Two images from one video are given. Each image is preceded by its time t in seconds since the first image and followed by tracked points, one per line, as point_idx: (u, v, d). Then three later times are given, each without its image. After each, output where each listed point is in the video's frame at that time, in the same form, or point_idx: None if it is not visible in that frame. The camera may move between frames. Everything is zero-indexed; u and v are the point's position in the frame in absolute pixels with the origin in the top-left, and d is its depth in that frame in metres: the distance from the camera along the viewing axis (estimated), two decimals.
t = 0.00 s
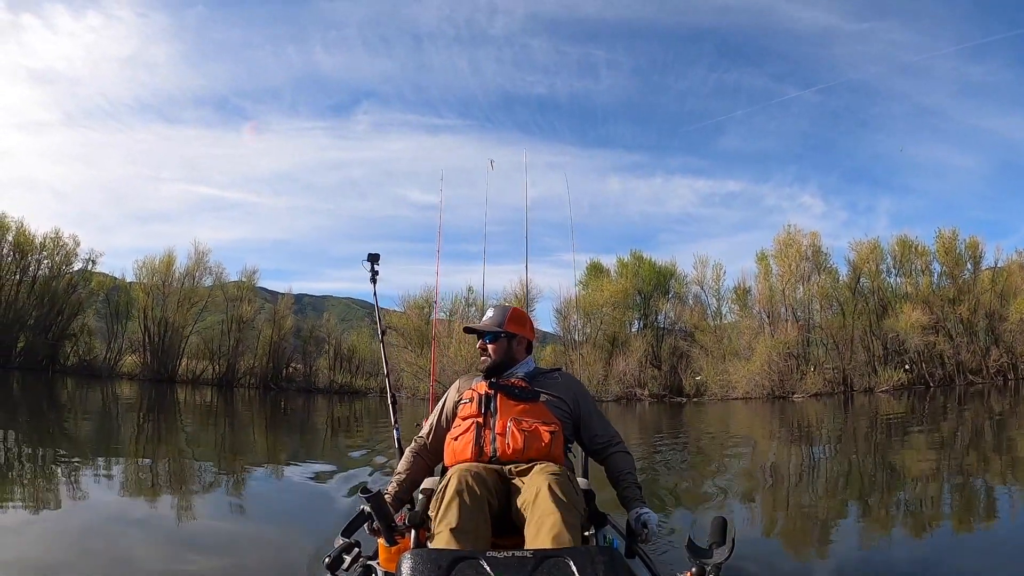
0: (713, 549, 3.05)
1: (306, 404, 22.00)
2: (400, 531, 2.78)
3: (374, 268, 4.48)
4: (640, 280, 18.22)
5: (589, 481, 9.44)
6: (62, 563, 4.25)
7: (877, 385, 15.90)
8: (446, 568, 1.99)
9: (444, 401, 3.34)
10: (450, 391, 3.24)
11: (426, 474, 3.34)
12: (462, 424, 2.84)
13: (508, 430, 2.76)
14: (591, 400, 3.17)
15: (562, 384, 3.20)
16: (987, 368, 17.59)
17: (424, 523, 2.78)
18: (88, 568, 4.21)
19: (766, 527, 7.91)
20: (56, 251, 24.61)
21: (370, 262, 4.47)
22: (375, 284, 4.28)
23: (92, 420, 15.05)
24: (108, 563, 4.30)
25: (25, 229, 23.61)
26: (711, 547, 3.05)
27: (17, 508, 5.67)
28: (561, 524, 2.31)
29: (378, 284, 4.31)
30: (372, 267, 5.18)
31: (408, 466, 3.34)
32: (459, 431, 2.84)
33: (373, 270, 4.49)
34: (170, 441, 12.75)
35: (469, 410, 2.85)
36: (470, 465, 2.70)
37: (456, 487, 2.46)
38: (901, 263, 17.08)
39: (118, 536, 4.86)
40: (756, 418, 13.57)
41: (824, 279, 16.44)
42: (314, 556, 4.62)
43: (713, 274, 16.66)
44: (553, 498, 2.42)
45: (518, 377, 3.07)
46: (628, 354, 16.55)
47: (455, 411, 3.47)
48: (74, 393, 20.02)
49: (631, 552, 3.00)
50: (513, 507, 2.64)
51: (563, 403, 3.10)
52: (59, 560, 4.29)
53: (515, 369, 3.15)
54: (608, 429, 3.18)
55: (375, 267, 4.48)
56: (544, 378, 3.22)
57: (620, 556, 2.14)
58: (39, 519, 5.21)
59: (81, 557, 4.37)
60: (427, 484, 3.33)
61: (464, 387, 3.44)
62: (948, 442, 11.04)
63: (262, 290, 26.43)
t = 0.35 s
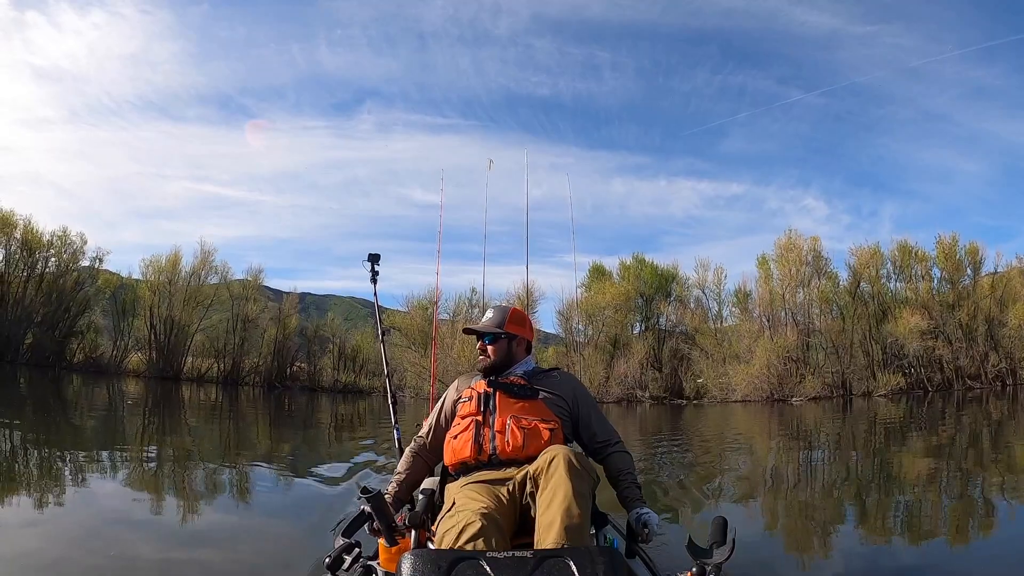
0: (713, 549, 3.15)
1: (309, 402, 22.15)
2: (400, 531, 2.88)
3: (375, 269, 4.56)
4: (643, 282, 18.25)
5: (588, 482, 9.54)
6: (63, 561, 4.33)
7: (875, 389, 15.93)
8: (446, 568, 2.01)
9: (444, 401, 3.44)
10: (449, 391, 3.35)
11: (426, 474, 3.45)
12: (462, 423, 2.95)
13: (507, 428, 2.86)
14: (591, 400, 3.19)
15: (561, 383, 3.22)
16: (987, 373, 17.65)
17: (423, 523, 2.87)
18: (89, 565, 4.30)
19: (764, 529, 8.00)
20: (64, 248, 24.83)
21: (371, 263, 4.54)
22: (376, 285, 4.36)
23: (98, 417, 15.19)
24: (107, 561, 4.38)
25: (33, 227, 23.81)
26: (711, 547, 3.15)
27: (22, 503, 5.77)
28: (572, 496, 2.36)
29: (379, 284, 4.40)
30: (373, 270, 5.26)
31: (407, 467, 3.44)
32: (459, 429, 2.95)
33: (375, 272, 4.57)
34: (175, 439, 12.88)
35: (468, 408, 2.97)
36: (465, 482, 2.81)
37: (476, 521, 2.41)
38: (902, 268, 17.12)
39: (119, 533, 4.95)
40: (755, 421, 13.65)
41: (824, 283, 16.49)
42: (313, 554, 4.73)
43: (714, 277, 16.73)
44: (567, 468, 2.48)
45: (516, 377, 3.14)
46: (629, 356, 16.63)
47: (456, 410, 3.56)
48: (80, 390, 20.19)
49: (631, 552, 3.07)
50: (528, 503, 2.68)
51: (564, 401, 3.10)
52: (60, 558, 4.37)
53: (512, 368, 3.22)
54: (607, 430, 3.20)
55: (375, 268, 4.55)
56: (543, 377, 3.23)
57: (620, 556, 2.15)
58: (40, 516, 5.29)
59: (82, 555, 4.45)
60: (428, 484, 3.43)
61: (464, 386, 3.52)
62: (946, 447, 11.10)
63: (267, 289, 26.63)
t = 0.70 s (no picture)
0: (713, 548, 3.18)
1: (316, 404, 22.28)
2: (400, 531, 2.92)
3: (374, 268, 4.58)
4: (645, 280, 18.20)
5: (590, 479, 9.60)
6: (69, 567, 4.43)
7: (876, 383, 15.96)
8: (446, 569, 1.98)
9: (443, 401, 3.47)
10: (447, 392, 3.36)
11: (425, 473, 3.50)
12: (460, 424, 2.84)
13: (504, 428, 2.77)
14: (590, 399, 3.23)
15: (560, 382, 3.26)
16: (987, 366, 17.64)
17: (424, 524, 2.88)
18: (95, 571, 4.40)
19: (766, 524, 8.02)
20: (71, 255, 25.02)
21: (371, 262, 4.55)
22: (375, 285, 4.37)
23: (106, 422, 15.32)
24: (113, 566, 4.48)
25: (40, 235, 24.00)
26: (711, 547, 3.18)
27: (30, 510, 5.86)
28: (567, 525, 2.31)
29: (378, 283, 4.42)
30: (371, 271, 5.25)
31: (407, 467, 3.50)
32: (456, 430, 2.84)
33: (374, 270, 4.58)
34: (182, 442, 12.99)
35: (465, 409, 2.85)
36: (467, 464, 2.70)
37: (461, 483, 2.50)
38: (902, 262, 17.10)
39: (123, 539, 5.04)
40: (758, 416, 13.67)
41: (824, 279, 16.53)
42: (315, 557, 4.82)
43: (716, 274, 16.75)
44: (559, 499, 2.42)
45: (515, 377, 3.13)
46: (632, 354, 16.68)
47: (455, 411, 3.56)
48: (89, 395, 20.37)
49: (631, 552, 3.10)
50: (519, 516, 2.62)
51: (561, 401, 3.15)
52: (67, 564, 4.48)
53: (512, 368, 3.23)
54: (605, 430, 3.24)
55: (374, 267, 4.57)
56: (542, 376, 3.28)
57: (621, 556, 2.11)
58: (47, 523, 5.39)
59: (87, 561, 4.55)
60: (427, 485, 3.47)
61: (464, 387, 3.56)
62: (947, 439, 11.13)
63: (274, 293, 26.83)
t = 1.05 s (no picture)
0: (713, 548, 3.24)
1: (322, 405, 22.42)
2: (399, 530, 2.97)
3: (374, 268, 4.63)
4: (646, 282, 18.31)
5: (590, 480, 9.68)
6: (73, 565, 4.51)
7: (876, 384, 15.97)
8: (446, 568, 2.03)
9: (442, 401, 3.51)
10: (447, 391, 3.39)
11: (425, 473, 3.55)
12: (459, 423, 2.89)
13: (502, 427, 2.79)
14: (589, 400, 3.27)
15: (559, 382, 3.30)
16: (987, 366, 17.60)
17: (424, 523, 2.85)
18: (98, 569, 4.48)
19: (767, 525, 8.06)
20: (78, 257, 25.24)
21: (370, 263, 4.59)
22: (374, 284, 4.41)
23: (113, 423, 15.47)
24: (115, 565, 4.56)
25: (48, 238, 24.21)
26: (711, 547, 3.24)
27: (36, 509, 5.95)
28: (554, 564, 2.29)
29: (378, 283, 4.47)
30: (371, 273, 5.32)
31: (407, 466, 3.54)
32: (455, 429, 2.90)
33: (374, 270, 4.64)
34: (189, 443, 13.11)
35: (464, 408, 2.90)
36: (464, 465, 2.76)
37: (449, 468, 2.52)
38: (902, 264, 17.08)
39: (127, 538, 5.12)
40: (759, 417, 13.72)
41: (825, 281, 16.53)
42: (316, 555, 4.91)
43: (717, 276, 16.79)
44: (550, 528, 2.40)
45: (514, 377, 3.16)
46: (634, 355, 16.75)
47: (456, 411, 3.60)
48: (97, 397, 20.55)
49: (631, 553, 3.15)
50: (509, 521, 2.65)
51: (561, 401, 3.19)
52: (71, 562, 4.56)
53: (513, 368, 3.28)
54: (605, 430, 3.29)
55: (375, 268, 4.62)
56: (541, 376, 3.31)
57: (620, 556, 2.18)
58: (53, 522, 5.47)
59: (91, 560, 4.64)
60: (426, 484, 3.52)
61: (464, 386, 3.60)
62: (947, 440, 11.16)
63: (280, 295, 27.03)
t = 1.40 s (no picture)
0: (713, 548, 3.33)
1: (325, 401, 22.61)
2: (399, 531, 3.05)
3: (376, 267, 4.70)
4: (649, 286, 18.38)
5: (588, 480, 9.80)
6: (73, 554, 4.59)
7: (875, 391, 16.03)
8: (445, 568, 2.07)
9: (443, 401, 3.61)
10: (448, 392, 3.50)
11: (424, 473, 3.65)
12: (462, 424, 2.99)
13: (506, 429, 2.90)
14: (590, 400, 3.36)
15: (561, 382, 3.40)
16: (986, 376, 17.59)
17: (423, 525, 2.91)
18: (97, 559, 4.55)
19: (764, 528, 8.17)
20: (86, 249, 25.50)
21: (372, 260, 4.66)
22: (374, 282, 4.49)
23: (119, 414, 15.64)
24: (115, 556, 4.64)
25: (58, 230, 24.47)
26: (711, 546, 3.33)
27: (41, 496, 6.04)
28: (564, 504, 2.42)
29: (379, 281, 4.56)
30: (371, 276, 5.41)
31: (407, 467, 3.63)
32: (458, 430, 2.99)
33: (376, 269, 4.72)
34: (193, 436, 13.29)
35: (467, 409, 3.00)
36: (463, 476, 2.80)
37: (468, 503, 2.46)
38: (903, 272, 17.12)
39: (127, 529, 5.20)
40: (758, 421, 13.83)
41: (827, 288, 16.59)
42: (314, 552, 5.01)
43: (719, 280, 16.89)
44: (558, 478, 2.55)
45: (516, 377, 3.26)
46: (636, 358, 16.86)
47: (456, 411, 3.69)
48: (103, 388, 20.77)
49: (631, 553, 3.24)
50: (521, 505, 2.74)
51: (563, 402, 3.28)
52: (72, 551, 4.64)
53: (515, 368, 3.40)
54: (606, 430, 3.39)
55: (377, 266, 4.70)
56: (543, 376, 3.41)
57: (621, 556, 2.20)
58: (55, 510, 5.55)
59: (91, 549, 4.71)
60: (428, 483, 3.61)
61: (467, 386, 3.69)
62: (943, 448, 11.24)
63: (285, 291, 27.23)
